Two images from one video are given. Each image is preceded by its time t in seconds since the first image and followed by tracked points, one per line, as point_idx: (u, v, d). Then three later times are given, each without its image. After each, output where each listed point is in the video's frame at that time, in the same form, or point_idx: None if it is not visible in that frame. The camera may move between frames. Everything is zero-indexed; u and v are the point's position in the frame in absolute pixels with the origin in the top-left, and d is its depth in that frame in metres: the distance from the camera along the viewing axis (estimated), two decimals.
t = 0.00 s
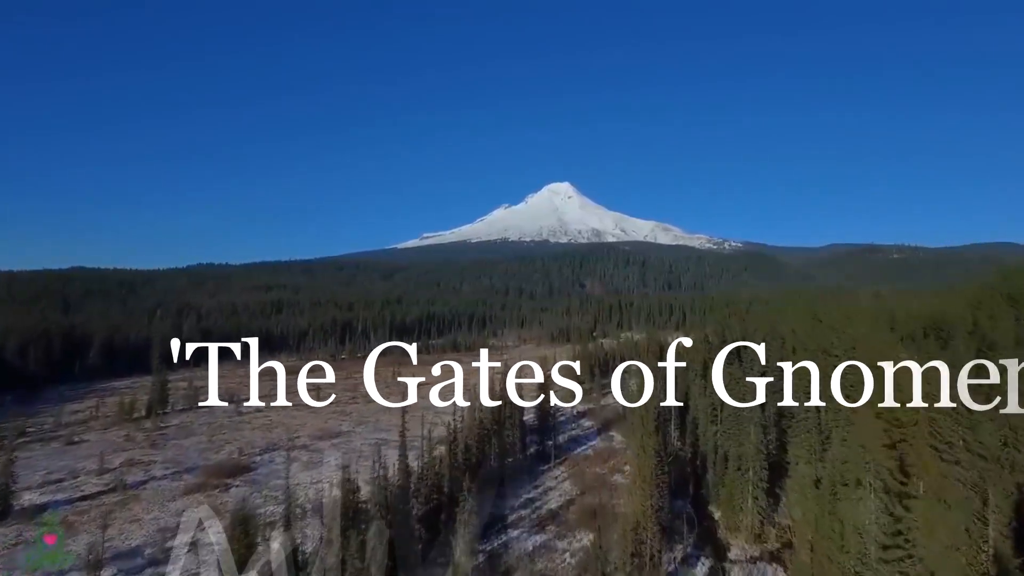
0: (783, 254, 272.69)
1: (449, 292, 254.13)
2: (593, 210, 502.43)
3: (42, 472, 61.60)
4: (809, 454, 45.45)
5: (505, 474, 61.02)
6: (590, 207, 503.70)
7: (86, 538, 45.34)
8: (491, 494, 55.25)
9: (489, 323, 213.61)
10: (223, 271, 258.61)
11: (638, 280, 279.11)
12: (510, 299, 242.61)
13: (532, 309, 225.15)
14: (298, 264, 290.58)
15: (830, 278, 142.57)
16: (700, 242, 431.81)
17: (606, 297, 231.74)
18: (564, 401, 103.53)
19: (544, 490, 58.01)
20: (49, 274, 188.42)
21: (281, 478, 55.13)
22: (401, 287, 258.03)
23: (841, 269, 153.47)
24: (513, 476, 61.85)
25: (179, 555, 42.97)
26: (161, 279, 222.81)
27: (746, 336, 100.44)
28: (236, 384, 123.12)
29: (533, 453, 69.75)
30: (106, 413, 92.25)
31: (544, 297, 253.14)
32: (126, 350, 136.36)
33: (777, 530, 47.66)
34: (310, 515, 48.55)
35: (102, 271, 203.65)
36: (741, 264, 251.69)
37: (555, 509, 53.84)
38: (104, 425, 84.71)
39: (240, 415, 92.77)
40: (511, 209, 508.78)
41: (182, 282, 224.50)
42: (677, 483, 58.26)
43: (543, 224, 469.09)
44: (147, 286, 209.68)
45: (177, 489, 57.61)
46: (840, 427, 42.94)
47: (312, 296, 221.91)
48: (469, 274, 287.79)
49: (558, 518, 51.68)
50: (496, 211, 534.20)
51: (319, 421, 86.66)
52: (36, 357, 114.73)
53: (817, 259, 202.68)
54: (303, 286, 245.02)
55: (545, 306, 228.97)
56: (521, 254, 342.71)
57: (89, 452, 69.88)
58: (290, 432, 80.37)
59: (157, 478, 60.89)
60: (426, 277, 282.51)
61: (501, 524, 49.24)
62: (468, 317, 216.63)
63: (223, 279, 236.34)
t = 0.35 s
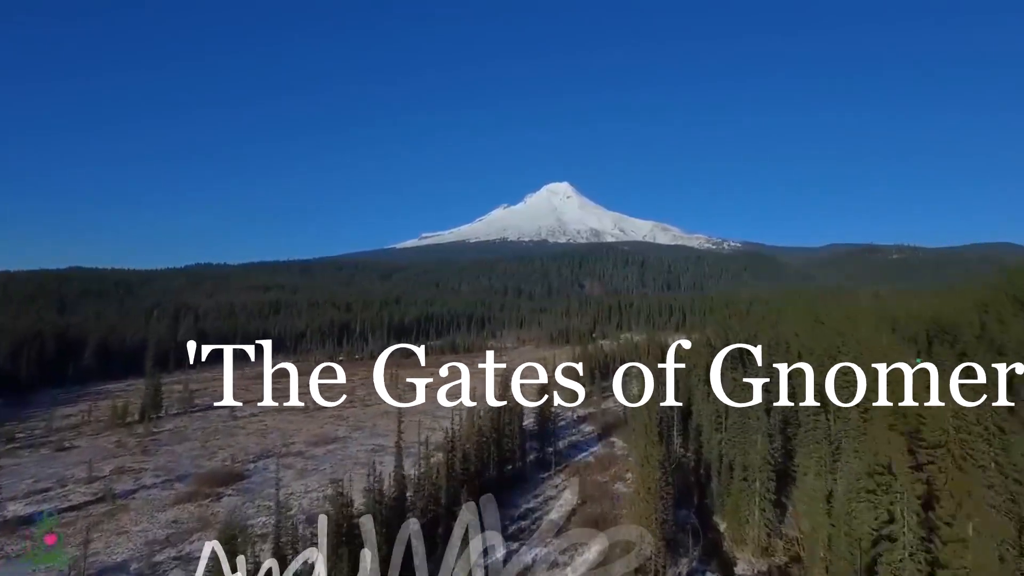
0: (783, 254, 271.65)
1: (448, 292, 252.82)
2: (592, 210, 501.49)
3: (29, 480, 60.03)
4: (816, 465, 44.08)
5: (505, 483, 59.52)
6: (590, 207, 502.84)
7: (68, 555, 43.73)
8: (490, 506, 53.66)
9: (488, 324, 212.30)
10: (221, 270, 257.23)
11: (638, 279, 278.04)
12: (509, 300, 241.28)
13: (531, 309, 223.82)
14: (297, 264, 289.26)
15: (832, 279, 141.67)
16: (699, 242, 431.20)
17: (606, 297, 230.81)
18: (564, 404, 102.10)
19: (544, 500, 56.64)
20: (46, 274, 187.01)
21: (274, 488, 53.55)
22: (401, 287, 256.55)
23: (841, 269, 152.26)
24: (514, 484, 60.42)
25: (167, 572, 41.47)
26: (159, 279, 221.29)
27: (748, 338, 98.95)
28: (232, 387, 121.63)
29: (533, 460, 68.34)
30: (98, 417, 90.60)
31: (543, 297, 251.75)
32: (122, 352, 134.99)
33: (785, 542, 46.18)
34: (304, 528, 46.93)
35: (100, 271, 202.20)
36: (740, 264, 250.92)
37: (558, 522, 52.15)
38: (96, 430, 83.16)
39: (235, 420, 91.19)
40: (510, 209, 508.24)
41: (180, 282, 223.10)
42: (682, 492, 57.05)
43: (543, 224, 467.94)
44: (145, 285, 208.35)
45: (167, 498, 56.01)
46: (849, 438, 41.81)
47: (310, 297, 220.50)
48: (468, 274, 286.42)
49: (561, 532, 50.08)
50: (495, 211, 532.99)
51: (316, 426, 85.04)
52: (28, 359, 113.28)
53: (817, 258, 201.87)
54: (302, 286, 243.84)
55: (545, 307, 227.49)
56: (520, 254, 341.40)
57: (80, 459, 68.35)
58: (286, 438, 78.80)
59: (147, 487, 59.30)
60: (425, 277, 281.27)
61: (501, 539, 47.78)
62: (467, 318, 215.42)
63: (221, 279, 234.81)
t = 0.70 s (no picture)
0: (783, 254, 270.30)
1: (447, 292, 251.17)
2: (592, 210, 500.13)
3: (14, 490, 58.36)
4: (826, 475, 42.70)
5: (505, 493, 57.88)
6: (589, 207, 501.31)
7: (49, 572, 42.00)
8: (489, 518, 52.03)
9: (487, 324, 210.79)
10: (219, 270, 255.50)
11: (637, 280, 276.63)
12: (508, 300, 239.74)
13: (531, 310, 222.41)
14: (295, 265, 287.47)
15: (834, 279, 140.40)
16: (698, 242, 429.79)
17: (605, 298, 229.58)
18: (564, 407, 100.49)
19: (545, 511, 55.05)
20: (42, 274, 185.29)
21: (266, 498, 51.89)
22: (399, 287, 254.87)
23: (841, 269, 150.79)
24: (514, 494, 58.79)
25: None
26: (156, 279, 219.54)
27: (748, 340, 97.33)
28: (227, 389, 119.93)
29: (534, 467, 66.80)
30: (89, 422, 88.92)
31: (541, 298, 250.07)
32: (117, 353, 133.38)
33: (795, 555, 44.62)
34: (296, 543, 45.21)
35: (96, 271, 200.36)
36: (740, 265, 249.60)
37: (558, 534, 50.58)
38: (86, 436, 81.51)
39: (229, 425, 89.52)
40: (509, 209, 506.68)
41: (178, 282, 221.45)
42: (688, 504, 55.49)
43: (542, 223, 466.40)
44: (142, 285, 206.65)
45: (157, 509, 54.35)
46: (864, 449, 40.00)
47: (308, 297, 219.01)
48: (467, 274, 284.87)
49: (563, 543, 48.66)
50: (493, 211, 531.39)
51: (312, 431, 83.33)
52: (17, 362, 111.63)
53: (817, 258, 200.72)
54: (301, 286, 242.23)
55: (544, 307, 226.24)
56: (519, 254, 339.75)
57: (69, 466, 66.69)
58: (281, 444, 77.07)
59: (137, 497, 57.60)
60: (424, 277, 279.73)
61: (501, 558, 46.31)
62: (466, 319, 214.07)
63: (219, 279, 233.07)
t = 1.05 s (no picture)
0: (782, 254, 269.25)
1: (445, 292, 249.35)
2: (590, 210, 498.57)
3: None
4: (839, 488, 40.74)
5: (505, 503, 56.10)
6: (587, 207, 499.76)
7: None
8: (488, 530, 50.25)
9: (485, 326, 209.17)
10: (216, 270, 253.12)
11: (635, 280, 275.18)
12: (507, 301, 238.00)
13: (530, 310, 220.91)
14: (292, 265, 285.26)
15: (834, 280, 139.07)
16: (697, 242, 428.70)
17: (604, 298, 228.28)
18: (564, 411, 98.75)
19: (547, 522, 53.29)
20: (36, 274, 182.93)
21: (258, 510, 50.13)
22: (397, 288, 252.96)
23: (842, 270, 149.52)
24: (513, 503, 57.01)
25: None
26: (151, 279, 217.22)
27: (751, 342, 95.68)
28: (222, 393, 117.97)
29: (534, 475, 65.07)
30: (79, 427, 86.88)
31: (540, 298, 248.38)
32: (111, 355, 131.31)
33: (805, 570, 42.94)
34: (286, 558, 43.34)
35: (91, 271, 198.01)
36: (739, 265, 248.39)
37: (560, 547, 48.85)
38: (75, 442, 79.55)
39: (222, 430, 87.62)
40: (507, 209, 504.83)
41: (173, 282, 219.22)
42: (693, 515, 53.76)
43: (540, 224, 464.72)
44: (137, 286, 204.42)
45: (145, 521, 52.52)
46: (881, 461, 38.52)
47: (305, 298, 217.16)
48: (465, 274, 283.21)
49: (566, 556, 46.96)
50: (492, 210, 529.07)
51: (307, 437, 81.51)
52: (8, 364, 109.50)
53: (816, 259, 199.67)
54: (298, 286, 240.06)
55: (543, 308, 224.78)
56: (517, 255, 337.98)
57: (56, 474, 64.80)
58: (276, 450, 75.24)
59: (125, 508, 55.77)
60: (422, 278, 277.89)
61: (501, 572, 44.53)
62: (464, 319, 212.50)
63: (215, 280, 230.87)
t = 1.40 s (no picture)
0: (782, 255, 267.76)
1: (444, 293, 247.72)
2: (589, 210, 497.04)
3: None
4: (856, 505, 38.50)
5: (506, 514, 54.40)
6: (586, 207, 498.11)
7: None
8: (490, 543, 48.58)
9: (484, 326, 207.58)
10: (214, 271, 251.52)
11: (635, 281, 273.57)
12: (506, 301, 236.30)
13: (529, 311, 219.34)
14: (291, 265, 283.67)
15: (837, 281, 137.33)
16: (696, 242, 426.98)
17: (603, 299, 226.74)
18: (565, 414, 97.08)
19: (549, 535, 51.61)
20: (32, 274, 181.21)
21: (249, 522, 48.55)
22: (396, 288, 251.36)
23: (844, 271, 148.03)
24: (514, 514, 55.33)
25: None
26: (149, 279, 215.55)
27: (755, 344, 94.06)
28: (219, 396, 116.34)
29: (535, 483, 63.35)
30: (72, 432, 85.21)
31: (540, 299, 246.58)
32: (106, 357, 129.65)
33: None
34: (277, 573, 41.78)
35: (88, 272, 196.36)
36: (739, 265, 246.75)
37: (563, 562, 47.17)
38: (68, 448, 77.91)
39: (217, 435, 85.92)
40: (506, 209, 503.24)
41: (171, 282, 217.59)
42: (700, 528, 52.18)
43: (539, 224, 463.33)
44: (135, 286, 202.76)
45: (135, 533, 50.87)
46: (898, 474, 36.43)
47: (303, 298, 215.69)
48: (464, 274, 281.70)
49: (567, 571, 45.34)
50: (491, 210, 527.38)
51: (303, 443, 79.77)
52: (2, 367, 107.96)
53: (817, 260, 198.12)
54: (296, 286, 238.49)
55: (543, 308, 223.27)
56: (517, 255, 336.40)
57: (45, 483, 63.14)
58: (271, 457, 73.52)
59: (115, 518, 54.16)
60: (421, 278, 276.30)
61: None
62: (463, 320, 210.92)
63: (213, 280, 229.28)
